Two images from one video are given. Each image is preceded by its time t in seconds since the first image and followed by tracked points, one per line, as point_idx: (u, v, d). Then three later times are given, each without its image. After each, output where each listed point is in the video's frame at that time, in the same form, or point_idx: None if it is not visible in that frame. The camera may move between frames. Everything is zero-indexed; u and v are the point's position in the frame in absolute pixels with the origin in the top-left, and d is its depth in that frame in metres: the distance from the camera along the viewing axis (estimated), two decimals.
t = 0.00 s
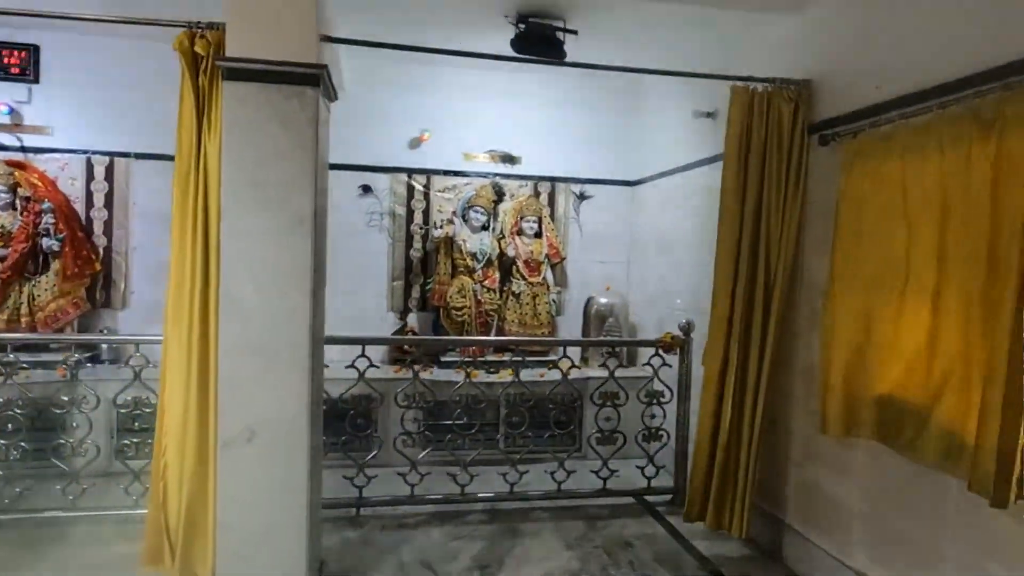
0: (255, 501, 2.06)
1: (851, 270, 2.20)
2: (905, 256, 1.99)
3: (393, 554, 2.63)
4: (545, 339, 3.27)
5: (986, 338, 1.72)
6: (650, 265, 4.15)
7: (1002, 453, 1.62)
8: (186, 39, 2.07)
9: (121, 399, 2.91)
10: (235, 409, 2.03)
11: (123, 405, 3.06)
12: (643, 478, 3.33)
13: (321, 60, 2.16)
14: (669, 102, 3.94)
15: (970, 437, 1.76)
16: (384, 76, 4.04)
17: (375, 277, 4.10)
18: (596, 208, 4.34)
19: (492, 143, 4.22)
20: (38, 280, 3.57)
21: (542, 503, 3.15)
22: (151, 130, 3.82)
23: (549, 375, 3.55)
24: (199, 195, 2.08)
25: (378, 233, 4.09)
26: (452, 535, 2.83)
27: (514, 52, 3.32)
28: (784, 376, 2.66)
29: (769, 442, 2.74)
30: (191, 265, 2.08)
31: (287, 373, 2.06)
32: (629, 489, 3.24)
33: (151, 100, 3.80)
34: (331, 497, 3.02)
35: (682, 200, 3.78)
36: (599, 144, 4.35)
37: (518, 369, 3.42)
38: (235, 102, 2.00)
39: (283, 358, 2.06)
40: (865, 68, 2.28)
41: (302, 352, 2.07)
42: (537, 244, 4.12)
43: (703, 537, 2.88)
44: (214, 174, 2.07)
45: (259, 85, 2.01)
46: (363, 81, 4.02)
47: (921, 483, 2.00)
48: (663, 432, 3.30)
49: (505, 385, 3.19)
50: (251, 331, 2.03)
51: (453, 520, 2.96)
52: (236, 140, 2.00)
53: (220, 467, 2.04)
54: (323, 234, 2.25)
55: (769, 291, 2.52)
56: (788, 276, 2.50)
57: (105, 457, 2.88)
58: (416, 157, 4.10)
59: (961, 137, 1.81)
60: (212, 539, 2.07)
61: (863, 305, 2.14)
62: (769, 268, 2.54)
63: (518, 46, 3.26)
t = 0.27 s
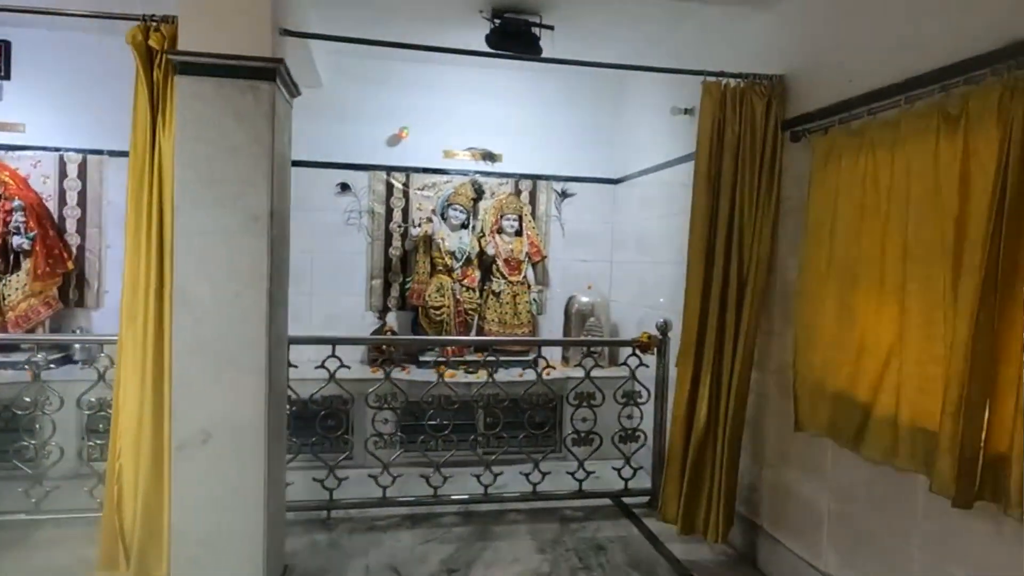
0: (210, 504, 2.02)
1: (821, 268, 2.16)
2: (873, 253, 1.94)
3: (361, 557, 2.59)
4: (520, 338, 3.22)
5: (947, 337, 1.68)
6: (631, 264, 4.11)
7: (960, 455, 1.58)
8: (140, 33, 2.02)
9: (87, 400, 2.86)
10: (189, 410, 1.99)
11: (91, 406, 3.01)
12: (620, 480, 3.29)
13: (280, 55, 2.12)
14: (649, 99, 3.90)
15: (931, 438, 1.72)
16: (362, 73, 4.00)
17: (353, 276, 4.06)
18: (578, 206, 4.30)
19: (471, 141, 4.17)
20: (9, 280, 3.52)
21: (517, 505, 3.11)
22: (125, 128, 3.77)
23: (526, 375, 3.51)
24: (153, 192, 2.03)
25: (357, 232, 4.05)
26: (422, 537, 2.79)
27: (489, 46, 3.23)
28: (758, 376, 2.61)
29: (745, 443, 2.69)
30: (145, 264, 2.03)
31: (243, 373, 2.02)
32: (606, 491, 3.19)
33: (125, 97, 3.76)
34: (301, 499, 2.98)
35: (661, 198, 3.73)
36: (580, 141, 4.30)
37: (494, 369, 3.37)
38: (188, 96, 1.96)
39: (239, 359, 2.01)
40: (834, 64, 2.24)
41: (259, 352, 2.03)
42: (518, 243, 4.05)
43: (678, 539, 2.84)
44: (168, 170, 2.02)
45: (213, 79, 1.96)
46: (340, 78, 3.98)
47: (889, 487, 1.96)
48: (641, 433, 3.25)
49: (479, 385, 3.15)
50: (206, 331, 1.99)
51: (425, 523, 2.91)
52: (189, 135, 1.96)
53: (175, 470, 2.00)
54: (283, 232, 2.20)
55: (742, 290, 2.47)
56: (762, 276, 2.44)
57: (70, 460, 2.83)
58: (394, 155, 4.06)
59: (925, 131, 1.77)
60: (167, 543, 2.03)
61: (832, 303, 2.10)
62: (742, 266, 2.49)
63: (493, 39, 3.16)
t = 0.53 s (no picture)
0: (180, 508, 1.98)
1: (808, 268, 2.11)
2: (859, 252, 1.90)
3: (340, 560, 2.55)
4: (505, 338, 3.18)
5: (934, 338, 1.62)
6: (620, 262, 4.06)
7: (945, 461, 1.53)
8: (107, 25, 1.96)
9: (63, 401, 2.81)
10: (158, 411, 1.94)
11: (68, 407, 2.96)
12: (607, 481, 3.24)
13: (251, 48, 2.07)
14: (638, 95, 3.85)
15: (916, 443, 1.67)
16: (347, 70, 3.96)
17: (339, 275, 4.01)
18: (567, 203, 4.25)
19: (459, 138, 4.12)
20: None
21: (501, 507, 3.06)
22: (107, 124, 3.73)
23: (512, 375, 3.46)
24: (121, 188, 1.98)
25: (343, 230, 4.00)
26: (403, 540, 2.74)
27: (474, 42, 3.21)
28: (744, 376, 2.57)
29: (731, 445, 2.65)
30: (113, 261, 1.99)
31: (213, 374, 1.97)
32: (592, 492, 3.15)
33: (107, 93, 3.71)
34: (281, 501, 2.94)
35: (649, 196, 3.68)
36: (569, 139, 4.25)
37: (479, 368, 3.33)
38: (155, 91, 1.91)
39: (209, 359, 1.97)
40: (818, 58, 2.19)
41: (229, 352, 1.98)
42: (506, 241, 4.04)
43: (664, 542, 2.79)
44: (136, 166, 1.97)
45: (181, 73, 1.92)
46: (325, 74, 3.93)
47: (872, 489, 1.92)
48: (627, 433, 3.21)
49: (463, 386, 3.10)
50: (175, 331, 1.95)
51: (406, 525, 2.87)
52: (157, 131, 1.91)
53: (143, 472, 1.95)
54: (256, 229, 2.16)
55: (727, 289, 2.42)
56: (747, 274, 2.40)
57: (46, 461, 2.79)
58: (380, 152, 4.01)
59: (911, 127, 1.72)
60: (135, 547, 1.98)
61: (818, 303, 2.05)
62: (728, 264, 2.44)
63: (478, 36, 3.16)
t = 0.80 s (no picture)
0: (152, 515, 1.92)
1: (799, 266, 2.05)
2: (851, 249, 1.84)
3: (322, 567, 2.49)
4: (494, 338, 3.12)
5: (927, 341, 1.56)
6: (612, 260, 4.00)
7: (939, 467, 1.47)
8: (75, 17, 1.89)
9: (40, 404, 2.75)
10: (128, 416, 1.88)
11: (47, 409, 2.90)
12: (598, 484, 3.19)
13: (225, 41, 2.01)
14: (630, 90, 3.79)
15: (909, 448, 1.61)
16: (334, 65, 3.89)
17: (327, 274, 3.95)
18: (559, 201, 4.19)
19: (449, 134, 4.06)
20: None
21: (490, 510, 3.01)
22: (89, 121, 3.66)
23: (501, 375, 3.40)
24: (89, 185, 1.91)
25: (331, 228, 3.93)
26: (389, 545, 2.68)
27: (459, 36, 3.15)
28: (736, 377, 2.51)
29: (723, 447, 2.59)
30: (82, 261, 1.92)
31: (184, 378, 1.90)
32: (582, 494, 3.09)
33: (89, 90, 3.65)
34: (265, 505, 2.87)
35: (641, 192, 3.62)
36: (561, 135, 4.19)
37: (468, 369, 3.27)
38: (124, 84, 1.84)
39: (180, 362, 1.90)
40: (810, 49, 2.13)
41: (202, 355, 1.91)
42: (497, 240, 3.96)
43: (656, 546, 2.73)
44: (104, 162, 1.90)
45: (150, 65, 1.85)
46: (312, 69, 3.87)
47: (866, 495, 1.87)
48: (618, 435, 3.15)
49: (451, 387, 3.04)
50: (145, 333, 1.88)
51: (393, 530, 2.81)
52: (125, 126, 1.84)
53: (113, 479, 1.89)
54: (231, 228, 2.10)
55: (717, 288, 2.36)
56: (736, 272, 2.34)
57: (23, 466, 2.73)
58: (369, 149, 3.95)
59: (905, 120, 1.66)
60: (106, 556, 1.92)
61: (811, 304, 1.99)
62: (719, 263, 2.38)
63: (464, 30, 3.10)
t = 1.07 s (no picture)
0: (129, 523, 1.87)
1: (791, 264, 2.00)
2: (843, 247, 1.78)
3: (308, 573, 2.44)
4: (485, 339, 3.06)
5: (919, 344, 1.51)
6: (607, 259, 3.94)
7: (931, 474, 1.42)
8: (45, 12, 1.84)
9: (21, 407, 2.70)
10: (102, 421, 1.83)
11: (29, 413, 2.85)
12: (592, 487, 3.13)
13: (201, 36, 1.96)
14: (624, 86, 3.73)
15: (901, 454, 1.56)
16: (324, 62, 3.84)
17: (319, 274, 3.89)
18: (553, 199, 4.13)
19: (441, 132, 4.00)
20: None
21: (481, 514, 2.96)
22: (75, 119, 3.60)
23: (493, 376, 3.35)
24: (61, 184, 1.86)
25: (322, 227, 3.88)
26: (376, 550, 2.64)
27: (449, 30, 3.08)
28: (729, 378, 2.46)
29: (717, 450, 2.54)
30: (54, 262, 1.87)
31: (159, 382, 1.86)
32: (575, 497, 3.04)
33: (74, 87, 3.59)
34: (251, 510, 2.82)
35: (636, 190, 3.55)
36: (555, 132, 4.13)
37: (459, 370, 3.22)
38: (96, 82, 1.79)
39: (155, 366, 1.85)
40: (804, 42, 2.07)
41: (178, 359, 1.87)
42: (490, 238, 3.93)
43: (649, 551, 2.68)
44: (76, 160, 1.85)
45: (122, 62, 1.80)
46: (302, 66, 3.81)
47: (860, 501, 1.81)
48: (612, 437, 3.09)
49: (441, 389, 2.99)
50: (119, 336, 1.83)
51: (381, 534, 2.76)
52: (97, 124, 1.80)
53: (87, 486, 1.85)
54: (209, 228, 2.05)
55: (708, 288, 2.31)
56: (729, 271, 2.29)
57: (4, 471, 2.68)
58: (360, 147, 3.89)
59: (898, 113, 1.61)
60: (81, 564, 1.87)
61: (802, 305, 1.94)
62: (712, 262, 2.33)
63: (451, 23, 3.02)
